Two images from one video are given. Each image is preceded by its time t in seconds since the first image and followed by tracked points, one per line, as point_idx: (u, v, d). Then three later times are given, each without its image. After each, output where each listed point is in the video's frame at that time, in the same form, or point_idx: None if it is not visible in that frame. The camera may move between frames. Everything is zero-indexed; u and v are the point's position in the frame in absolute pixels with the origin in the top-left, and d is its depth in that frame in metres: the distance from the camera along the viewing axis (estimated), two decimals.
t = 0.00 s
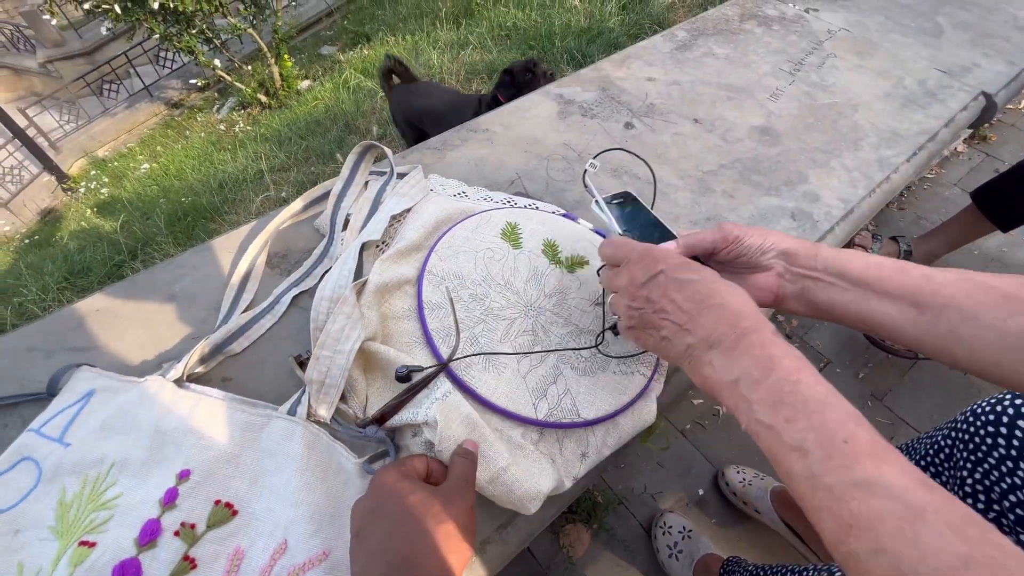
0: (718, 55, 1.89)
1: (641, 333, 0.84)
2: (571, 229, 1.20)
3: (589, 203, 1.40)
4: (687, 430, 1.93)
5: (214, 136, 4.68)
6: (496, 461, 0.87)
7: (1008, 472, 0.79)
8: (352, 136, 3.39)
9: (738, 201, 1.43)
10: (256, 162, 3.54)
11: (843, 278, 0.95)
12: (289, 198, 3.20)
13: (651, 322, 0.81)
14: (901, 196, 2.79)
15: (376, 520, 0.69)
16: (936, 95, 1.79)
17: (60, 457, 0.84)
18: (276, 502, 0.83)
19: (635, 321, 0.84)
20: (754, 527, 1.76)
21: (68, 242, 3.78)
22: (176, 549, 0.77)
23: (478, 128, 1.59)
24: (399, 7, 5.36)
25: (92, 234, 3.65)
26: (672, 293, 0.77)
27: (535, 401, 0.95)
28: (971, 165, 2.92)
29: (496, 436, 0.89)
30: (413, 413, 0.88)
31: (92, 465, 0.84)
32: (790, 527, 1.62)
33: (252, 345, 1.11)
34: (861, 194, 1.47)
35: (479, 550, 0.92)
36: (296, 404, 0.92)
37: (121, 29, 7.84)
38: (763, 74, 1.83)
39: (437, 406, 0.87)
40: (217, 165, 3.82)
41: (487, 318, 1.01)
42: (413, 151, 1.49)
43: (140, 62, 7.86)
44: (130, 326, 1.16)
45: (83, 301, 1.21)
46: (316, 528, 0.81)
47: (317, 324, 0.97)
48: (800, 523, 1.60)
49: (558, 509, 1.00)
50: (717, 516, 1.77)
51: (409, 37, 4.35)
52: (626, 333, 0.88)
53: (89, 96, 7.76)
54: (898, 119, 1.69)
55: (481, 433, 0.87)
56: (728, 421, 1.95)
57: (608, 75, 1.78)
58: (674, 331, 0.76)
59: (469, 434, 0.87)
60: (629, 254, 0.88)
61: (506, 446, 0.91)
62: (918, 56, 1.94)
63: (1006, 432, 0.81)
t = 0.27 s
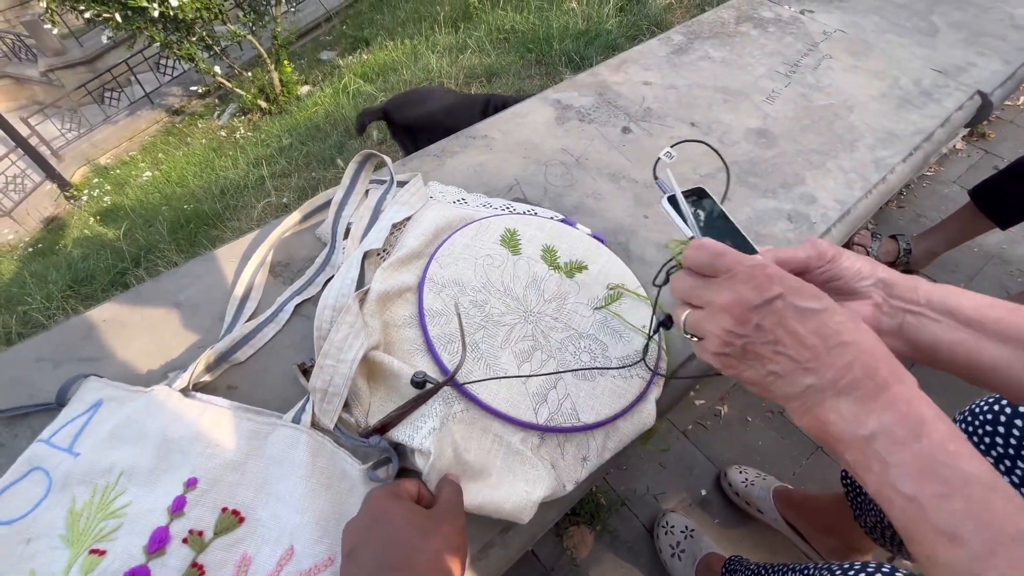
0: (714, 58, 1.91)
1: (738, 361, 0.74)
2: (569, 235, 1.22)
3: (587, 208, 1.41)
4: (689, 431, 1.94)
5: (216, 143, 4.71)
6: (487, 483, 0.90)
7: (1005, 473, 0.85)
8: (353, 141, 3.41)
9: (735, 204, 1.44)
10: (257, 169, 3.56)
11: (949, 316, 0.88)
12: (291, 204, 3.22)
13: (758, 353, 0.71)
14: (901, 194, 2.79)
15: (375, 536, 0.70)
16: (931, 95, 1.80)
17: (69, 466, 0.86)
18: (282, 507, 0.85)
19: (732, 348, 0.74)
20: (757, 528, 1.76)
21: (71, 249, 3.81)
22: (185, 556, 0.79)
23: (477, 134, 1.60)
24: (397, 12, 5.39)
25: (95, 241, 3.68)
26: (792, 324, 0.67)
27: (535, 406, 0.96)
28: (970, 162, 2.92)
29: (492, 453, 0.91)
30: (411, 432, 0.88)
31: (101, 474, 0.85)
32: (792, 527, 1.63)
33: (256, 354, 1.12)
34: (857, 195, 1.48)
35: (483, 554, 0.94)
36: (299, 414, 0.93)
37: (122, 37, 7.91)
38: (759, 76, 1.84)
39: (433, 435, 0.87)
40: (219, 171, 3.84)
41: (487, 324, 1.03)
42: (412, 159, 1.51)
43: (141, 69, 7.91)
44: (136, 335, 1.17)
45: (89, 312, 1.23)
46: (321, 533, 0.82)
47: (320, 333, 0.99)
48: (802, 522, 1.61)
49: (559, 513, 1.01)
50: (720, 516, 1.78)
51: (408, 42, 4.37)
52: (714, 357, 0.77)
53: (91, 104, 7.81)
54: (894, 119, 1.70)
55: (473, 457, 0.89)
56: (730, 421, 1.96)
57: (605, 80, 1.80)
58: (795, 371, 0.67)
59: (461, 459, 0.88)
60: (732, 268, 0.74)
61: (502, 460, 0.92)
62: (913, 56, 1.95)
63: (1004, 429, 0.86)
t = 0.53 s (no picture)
0: (704, 57, 1.91)
1: (934, 469, 0.55)
2: (560, 236, 1.22)
3: (578, 208, 1.42)
4: (686, 428, 1.94)
5: (212, 147, 4.72)
6: (483, 478, 0.90)
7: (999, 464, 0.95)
8: (347, 144, 3.40)
9: (726, 202, 1.44)
10: (253, 172, 3.56)
11: None
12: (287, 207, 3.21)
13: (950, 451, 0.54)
14: (895, 190, 2.80)
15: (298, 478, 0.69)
16: (922, 91, 1.81)
17: (62, 474, 0.86)
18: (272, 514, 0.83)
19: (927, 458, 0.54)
20: (753, 524, 1.77)
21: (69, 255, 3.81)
22: (176, 562, 0.80)
23: (468, 136, 1.61)
24: (392, 14, 5.39)
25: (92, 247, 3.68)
26: None
27: (526, 407, 0.97)
28: (963, 157, 2.93)
29: (484, 450, 0.92)
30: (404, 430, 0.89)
31: (92, 482, 0.86)
32: (789, 523, 1.64)
33: (248, 359, 1.12)
34: (847, 192, 1.49)
35: (474, 555, 0.94)
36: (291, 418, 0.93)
37: (116, 43, 7.91)
38: (750, 74, 1.85)
39: (420, 429, 0.89)
40: (215, 176, 3.84)
41: (478, 326, 1.03)
42: (404, 161, 1.51)
43: (137, 74, 7.90)
44: (128, 342, 1.18)
45: (81, 319, 1.23)
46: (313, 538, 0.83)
47: (310, 338, 0.99)
48: (799, 518, 1.61)
49: (550, 513, 1.02)
50: (716, 513, 1.79)
51: (403, 44, 4.37)
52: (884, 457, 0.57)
53: (86, 110, 7.81)
54: (884, 116, 1.71)
55: (468, 453, 0.90)
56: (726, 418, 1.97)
57: (596, 80, 1.80)
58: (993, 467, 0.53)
59: (457, 454, 0.89)
60: (937, 339, 0.54)
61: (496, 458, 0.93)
62: (903, 52, 1.96)
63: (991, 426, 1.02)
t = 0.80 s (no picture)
0: (693, 46, 1.90)
1: None
2: (547, 224, 1.21)
3: (566, 197, 1.40)
4: (680, 420, 1.93)
5: (203, 146, 4.68)
6: (466, 465, 0.87)
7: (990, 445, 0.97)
8: (338, 140, 3.36)
9: (716, 189, 1.43)
10: (245, 171, 3.53)
11: None
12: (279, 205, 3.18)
13: None
14: (888, 179, 2.79)
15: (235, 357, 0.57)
16: (912, 77, 1.80)
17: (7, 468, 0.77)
18: (250, 506, 0.78)
19: None
20: (746, 514, 1.77)
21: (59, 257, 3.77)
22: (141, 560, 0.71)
23: (455, 127, 1.59)
24: (383, 11, 5.35)
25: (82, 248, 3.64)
26: None
27: (511, 396, 0.95)
28: (955, 145, 2.93)
29: (465, 438, 0.90)
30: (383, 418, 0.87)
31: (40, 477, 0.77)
32: (784, 513, 1.63)
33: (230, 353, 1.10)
34: (837, 178, 1.48)
35: (460, 546, 0.94)
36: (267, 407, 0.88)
37: (105, 42, 7.82)
38: (739, 62, 1.83)
39: (398, 418, 0.87)
40: (207, 175, 3.81)
41: (462, 315, 1.02)
42: (389, 153, 1.50)
43: (127, 74, 7.84)
44: (108, 338, 1.16)
45: (60, 316, 1.20)
46: (295, 530, 0.81)
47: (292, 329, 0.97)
48: (794, 508, 1.60)
49: (537, 504, 1.01)
50: (710, 504, 1.78)
51: (394, 40, 4.34)
52: None
53: (77, 111, 7.74)
54: (873, 102, 1.70)
55: (449, 440, 0.88)
56: (720, 409, 1.96)
57: (584, 70, 1.78)
58: None
59: (438, 440, 0.87)
60: None
61: (480, 446, 0.91)
62: (893, 38, 1.95)
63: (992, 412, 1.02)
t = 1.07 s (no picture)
0: (683, 43, 1.89)
1: None
2: (536, 227, 1.19)
3: (555, 196, 1.39)
4: (675, 419, 1.92)
5: (196, 148, 4.65)
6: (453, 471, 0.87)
7: (983, 445, 0.96)
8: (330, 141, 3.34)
9: (706, 187, 1.42)
10: (237, 173, 3.50)
11: None
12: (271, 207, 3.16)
13: None
14: (881, 175, 2.78)
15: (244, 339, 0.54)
16: (902, 72, 1.79)
17: None
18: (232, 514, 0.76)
19: None
20: (741, 514, 1.76)
21: (50, 261, 3.74)
22: None
23: (442, 127, 1.57)
24: (376, 11, 5.33)
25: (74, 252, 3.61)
26: None
27: (504, 395, 0.94)
28: (948, 141, 2.92)
29: (451, 443, 0.89)
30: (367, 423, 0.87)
31: None
32: (785, 515, 1.62)
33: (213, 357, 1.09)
34: (827, 175, 1.47)
35: (446, 552, 0.93)
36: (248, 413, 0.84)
37: (97, 44, 7.77)
38: (730, 58, 1.82)
39: (380, 425, 0.86)
40: (199, 177, 3.79)
41: (452, 313, 1.00)
42: (376, 153, 1.48)
43: (119, 77, 7.78)
44: (90, 344, 1.14)
45: (41, 322, 1.18)
46: (276, 539, 0.79)
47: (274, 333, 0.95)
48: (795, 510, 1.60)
49: (525, 507, 1.00)
50: (704, 503, 1.77)
51: (386, 39, 4.31)
52: None
53: (69, 114, 7.69)
54: (864, 98, 1.69)
55: (432, 447, 0.87)
56: (714, 408, 1.95)
57: (574, 67, 1.77)
58: None
59: (421, 446, 0.87)
60: None
61: (469, 451, 0.90)
62: (884, 34, 1.94)
63: (979, 407, 0.98)
